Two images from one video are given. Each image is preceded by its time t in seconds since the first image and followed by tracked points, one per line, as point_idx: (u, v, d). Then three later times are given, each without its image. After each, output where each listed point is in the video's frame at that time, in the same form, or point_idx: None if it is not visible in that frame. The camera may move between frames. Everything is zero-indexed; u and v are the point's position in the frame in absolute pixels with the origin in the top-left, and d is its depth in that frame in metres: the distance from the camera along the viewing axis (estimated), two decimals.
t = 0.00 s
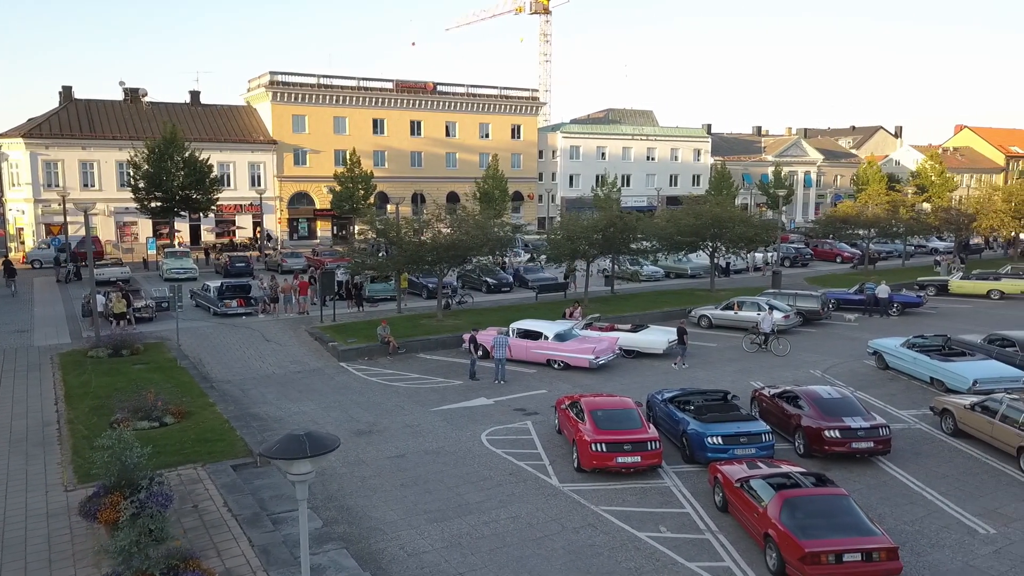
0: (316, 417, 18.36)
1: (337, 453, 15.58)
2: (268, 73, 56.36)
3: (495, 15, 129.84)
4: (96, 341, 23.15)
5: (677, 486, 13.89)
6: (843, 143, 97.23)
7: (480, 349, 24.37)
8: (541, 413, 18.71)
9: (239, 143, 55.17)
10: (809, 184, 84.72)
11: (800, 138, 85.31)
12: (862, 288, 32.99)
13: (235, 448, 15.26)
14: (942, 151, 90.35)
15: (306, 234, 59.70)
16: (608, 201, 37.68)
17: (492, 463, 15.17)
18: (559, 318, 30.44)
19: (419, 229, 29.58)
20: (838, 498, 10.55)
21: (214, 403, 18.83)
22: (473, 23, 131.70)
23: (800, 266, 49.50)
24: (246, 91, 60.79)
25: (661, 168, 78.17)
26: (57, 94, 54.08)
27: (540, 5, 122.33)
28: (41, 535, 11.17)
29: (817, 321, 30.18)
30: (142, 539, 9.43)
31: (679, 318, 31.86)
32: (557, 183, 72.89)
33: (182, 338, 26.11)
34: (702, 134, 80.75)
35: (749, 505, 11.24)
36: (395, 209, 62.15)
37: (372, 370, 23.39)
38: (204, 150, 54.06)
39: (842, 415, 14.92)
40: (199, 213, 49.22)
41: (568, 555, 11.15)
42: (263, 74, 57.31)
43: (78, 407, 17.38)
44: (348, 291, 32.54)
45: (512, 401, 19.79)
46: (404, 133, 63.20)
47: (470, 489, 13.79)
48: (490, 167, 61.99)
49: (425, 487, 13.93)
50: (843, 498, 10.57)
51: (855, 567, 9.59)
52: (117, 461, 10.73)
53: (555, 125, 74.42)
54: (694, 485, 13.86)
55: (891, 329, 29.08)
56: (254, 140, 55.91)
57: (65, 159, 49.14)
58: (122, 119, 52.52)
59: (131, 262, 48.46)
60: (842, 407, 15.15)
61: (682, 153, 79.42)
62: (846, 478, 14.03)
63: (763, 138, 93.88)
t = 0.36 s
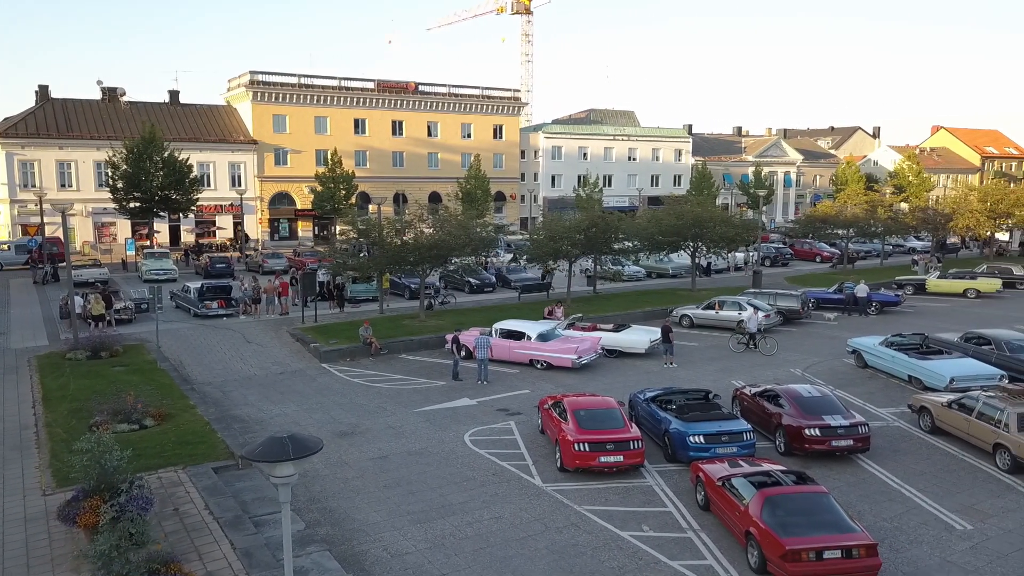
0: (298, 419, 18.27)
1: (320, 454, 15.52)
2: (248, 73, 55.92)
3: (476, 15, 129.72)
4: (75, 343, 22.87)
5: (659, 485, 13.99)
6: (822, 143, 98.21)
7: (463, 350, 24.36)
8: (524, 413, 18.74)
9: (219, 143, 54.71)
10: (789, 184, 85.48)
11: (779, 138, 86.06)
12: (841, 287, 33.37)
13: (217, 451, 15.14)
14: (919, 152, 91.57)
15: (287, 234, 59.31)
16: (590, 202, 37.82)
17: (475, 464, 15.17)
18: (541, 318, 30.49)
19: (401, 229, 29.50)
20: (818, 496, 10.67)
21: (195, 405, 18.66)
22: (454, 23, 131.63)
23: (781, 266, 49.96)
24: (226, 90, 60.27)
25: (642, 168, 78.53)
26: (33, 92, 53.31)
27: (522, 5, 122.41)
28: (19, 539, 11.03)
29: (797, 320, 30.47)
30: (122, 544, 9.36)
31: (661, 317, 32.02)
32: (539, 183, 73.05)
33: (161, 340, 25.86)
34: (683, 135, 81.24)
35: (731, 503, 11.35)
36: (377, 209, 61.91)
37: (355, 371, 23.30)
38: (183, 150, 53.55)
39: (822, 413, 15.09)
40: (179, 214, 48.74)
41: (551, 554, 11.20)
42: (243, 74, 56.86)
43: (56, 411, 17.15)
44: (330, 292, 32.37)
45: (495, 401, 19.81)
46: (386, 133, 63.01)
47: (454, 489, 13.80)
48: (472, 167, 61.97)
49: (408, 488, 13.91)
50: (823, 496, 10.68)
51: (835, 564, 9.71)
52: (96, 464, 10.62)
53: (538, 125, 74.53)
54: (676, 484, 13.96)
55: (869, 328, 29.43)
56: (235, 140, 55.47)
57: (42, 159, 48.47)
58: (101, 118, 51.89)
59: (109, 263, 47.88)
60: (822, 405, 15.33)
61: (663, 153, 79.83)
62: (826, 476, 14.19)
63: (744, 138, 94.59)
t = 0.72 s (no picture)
0: (279, 420, 18.16)
1: (301, 456, 15.44)
2: (227, 72, 55.46)
3: (457, 15, 129.54)
4: (51, 345, 22.56)
5: (641, 484, 14.06)
6: (801, 143, 99.13)
7: (445, 350, 24.33)
8: (506, 413, 18.76)
9: (198, 142, 54.19)
10: (769, 184, 86.19)
11: (759, 138, 86.76)
12: (820, 286, 33.72)
13: (196, 453, 15.01)
14: (895, 152, 92.79)
15: (267, 235, 58.89)
16: (570, 202, 37.94)
17: (458, 464, 15.16)
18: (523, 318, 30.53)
19: (382, 230, 29.41)
20: (798, 494, 10.78)
21: (175, 407, 18.48)
22: (435, 22, 131.45)
23: (760, 265, 50.40)
24: (205, 90, 59.71)
25: (623, 168, 78.84)
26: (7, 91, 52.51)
27: (502, 6, 122.41)
28: None
29: (777, 319, 30.75)
30: (100, 548, 9.27)
31: (642, 317, 32.19)
32: (520, 184, 73.12)
33: (140, 341, 25.58)
34: (663, 135, 81.66)
35: (712, 502, 11.45)
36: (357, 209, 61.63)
37: (336, 372, 23.19)
38: (162, 150, 52.98)
39: (802, 412, 15.26)
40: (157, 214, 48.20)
41: (534, 554, 11.23)
42: (222, 73, 56.37)
43: (32, 414, 16.91)
44: (311, 293, 32.18)
45: (477, 402, 19.80)
46: (367, 133, 62.76)
47: (436, 490, 13.79)
48: (454, 167, 61.91)
49: (391, 489, 13.89)
50: (803, 494, 10.81)
51: (815, 561, 9.83)
52: (74, 468, 10.49)
53: (519, 126, 74.59)
54: (658, 483, 14.05)
55: (848, 327, 29.79)
56: (214, 140, 54.96)
57: (17, 159, 47.77)
58: (77, 117, 51.22)
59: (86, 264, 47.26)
60: (801, 403, 15.50)
61: (644, 153, 80.19)
62: (806, 474, 14.35)
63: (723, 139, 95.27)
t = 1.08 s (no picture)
0: (262, 422, 18.05)
1: (284, 458, 15.36)
2: (208, 72, 55.02)
3: (440, 15, 129.48)
4: (30, 347, 22.27)
5: (625, 483, 14.13)
6: (782, 144, 99.95)
7: (429, 351, 24.30)
8: (490, 414, 18.77)
9: (178, 142, 53.69)
10: (750, 184, 86.78)
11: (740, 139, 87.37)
12: (801, 286, 34.04)
13: (178, 456, 14.89)
14: (875, 153, 93.84)
15: (249, 235, 58.48)
16: (554, 202, 38.00)
17: (442, 465, 15.15)
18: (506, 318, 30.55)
19: (365, 230, 29.31)
20: (780, 492, 10.89)
21: (156, 410, 18.32)
22: (417, 22, 131.42)
23: (742, 265, 50.79)
24: (185, 89, 59.17)
25: (606, 169, 79.09)
26: None
27: (485, 6, 122.37)
28: None
29: (759, 318, 31.00)
30: (81, 553, 9.18)
31: (625, 317, 32.33)
32: (504, 184, 73.19)
33: (120, 343, 25.32)
34: (646, 135, 82.01)
35: (695, 501, 11.53)
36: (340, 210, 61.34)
37: (319, 374, 23.08)
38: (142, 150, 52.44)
39: (784, 411, 15.41)
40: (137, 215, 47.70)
41: (519, 555, 11.25)
42: (202, 72, 55.91)
43: (11, 418, 16.68)
44: (293, 294, 31.99)
45: (461, 403, 19.79)
46: (350, 133, 62.51)
47: (420, 491, 13.78)
48: (437, 167, 61.77)
49: (375, 490, 13.86)
50: (784, 492, 10.91)
51: (797, 559, 9.92)
52: (53, 472, 10.37)
53: (502, 126, 74.62)
54: (642, 483, 14.12)
55: (828, 326, 30.10)
56: (195, 140, 54.48)
57: None
58: (55, 117, 50.57)
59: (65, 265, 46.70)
60: (783, 402, 15.65)
61: (627, 153, 80.47)
62: (788, 472, 14.49)
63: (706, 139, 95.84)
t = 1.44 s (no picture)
0: (244, 424, 17.92)
1: (266, 461, 15.27)
2: (188, 71, 54.55)
3: (422, 15, 129.27)
4: (7, 350, 21.97)
5: (609, 483, 14.20)
6: (764, 145, 100.71)
7: (413, 352, 24.25)
8: (474, 414, 18.77)
9: (159, 142, 53.19)
10: (732, 184, 87.35)
11: (722, 139, 87.93)
12: (783, 285, 34.33)
13: (160, 459, 14.77)
14: (855, 154, 94.83)
15: (231, 236, 58.07)
16: (537, 203, 38.06)
17: (425, 466, 15.14)
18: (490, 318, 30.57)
19: (348, 231, 29.19)
20: (762, 491, 10.99)
21: (137, 412, 18.15)
22: (399, 23, 131.18)
23: (725, 265, 51.13)
24: (165, 89, 58.61)
25: (589, 169, 79.28)
26: None
27: (467, 6, 122.26)
28: None
29: (741, 318, 31.23)
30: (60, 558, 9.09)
31: (609, 317, 32.46)
32: (487, 184, 73.20)
33: (100, 345, 25.04)
34: (629, 136, 82.31)
35: (679, 500, 11.61)
36: (322, 210, 61.04)
37: (302, 375, 22.97)
38: (122, 150, 51.89)
39: (765, 410, 15.54)
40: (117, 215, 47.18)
41: (503, 555, 11.27)
42: (183, 72, 55.42)
43: None
44: (275, 294, 31.82)
45: (445, 404, 19.78)
46: (332, 133, 62.22)
47: (404, 493, 13.76)
48: (420, 167, 61.58)
49: (358, 492, 13.82)
50: (767, 490, 11.01)
51: (779, 557, 10.01)
52: (32, 476, 10.26)
53: (485, 126, 74.61)
54: (625, 482, 14.19)
55: (809, 325, 30.38)
56: (176, 140, 54.00)
57: None
58: (32, 116, 49.90)
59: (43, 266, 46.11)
60: (765, 401, 15.78)
61: (609, 154, 80.70)
62: (770, 471, 14.62)
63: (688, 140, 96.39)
